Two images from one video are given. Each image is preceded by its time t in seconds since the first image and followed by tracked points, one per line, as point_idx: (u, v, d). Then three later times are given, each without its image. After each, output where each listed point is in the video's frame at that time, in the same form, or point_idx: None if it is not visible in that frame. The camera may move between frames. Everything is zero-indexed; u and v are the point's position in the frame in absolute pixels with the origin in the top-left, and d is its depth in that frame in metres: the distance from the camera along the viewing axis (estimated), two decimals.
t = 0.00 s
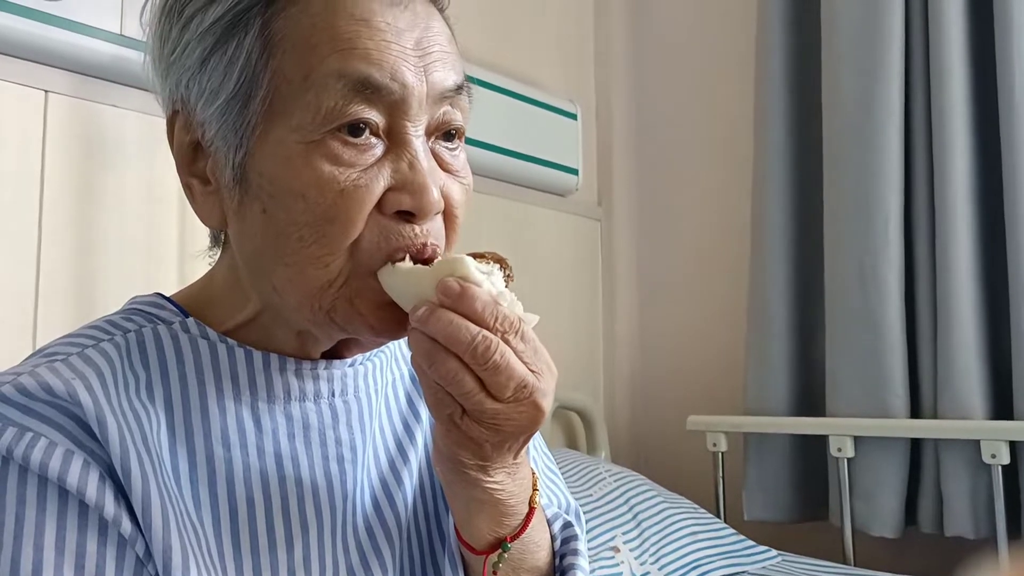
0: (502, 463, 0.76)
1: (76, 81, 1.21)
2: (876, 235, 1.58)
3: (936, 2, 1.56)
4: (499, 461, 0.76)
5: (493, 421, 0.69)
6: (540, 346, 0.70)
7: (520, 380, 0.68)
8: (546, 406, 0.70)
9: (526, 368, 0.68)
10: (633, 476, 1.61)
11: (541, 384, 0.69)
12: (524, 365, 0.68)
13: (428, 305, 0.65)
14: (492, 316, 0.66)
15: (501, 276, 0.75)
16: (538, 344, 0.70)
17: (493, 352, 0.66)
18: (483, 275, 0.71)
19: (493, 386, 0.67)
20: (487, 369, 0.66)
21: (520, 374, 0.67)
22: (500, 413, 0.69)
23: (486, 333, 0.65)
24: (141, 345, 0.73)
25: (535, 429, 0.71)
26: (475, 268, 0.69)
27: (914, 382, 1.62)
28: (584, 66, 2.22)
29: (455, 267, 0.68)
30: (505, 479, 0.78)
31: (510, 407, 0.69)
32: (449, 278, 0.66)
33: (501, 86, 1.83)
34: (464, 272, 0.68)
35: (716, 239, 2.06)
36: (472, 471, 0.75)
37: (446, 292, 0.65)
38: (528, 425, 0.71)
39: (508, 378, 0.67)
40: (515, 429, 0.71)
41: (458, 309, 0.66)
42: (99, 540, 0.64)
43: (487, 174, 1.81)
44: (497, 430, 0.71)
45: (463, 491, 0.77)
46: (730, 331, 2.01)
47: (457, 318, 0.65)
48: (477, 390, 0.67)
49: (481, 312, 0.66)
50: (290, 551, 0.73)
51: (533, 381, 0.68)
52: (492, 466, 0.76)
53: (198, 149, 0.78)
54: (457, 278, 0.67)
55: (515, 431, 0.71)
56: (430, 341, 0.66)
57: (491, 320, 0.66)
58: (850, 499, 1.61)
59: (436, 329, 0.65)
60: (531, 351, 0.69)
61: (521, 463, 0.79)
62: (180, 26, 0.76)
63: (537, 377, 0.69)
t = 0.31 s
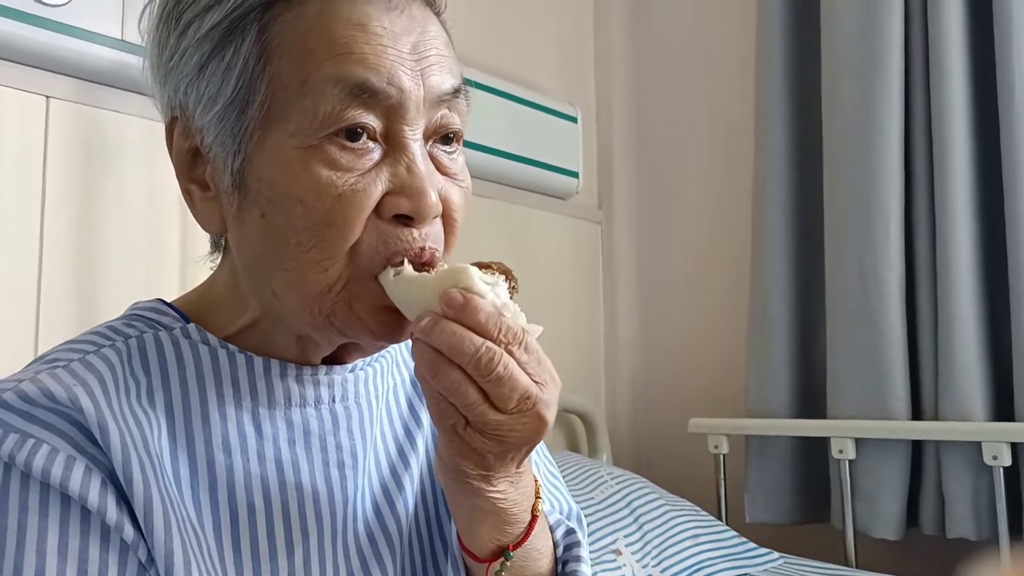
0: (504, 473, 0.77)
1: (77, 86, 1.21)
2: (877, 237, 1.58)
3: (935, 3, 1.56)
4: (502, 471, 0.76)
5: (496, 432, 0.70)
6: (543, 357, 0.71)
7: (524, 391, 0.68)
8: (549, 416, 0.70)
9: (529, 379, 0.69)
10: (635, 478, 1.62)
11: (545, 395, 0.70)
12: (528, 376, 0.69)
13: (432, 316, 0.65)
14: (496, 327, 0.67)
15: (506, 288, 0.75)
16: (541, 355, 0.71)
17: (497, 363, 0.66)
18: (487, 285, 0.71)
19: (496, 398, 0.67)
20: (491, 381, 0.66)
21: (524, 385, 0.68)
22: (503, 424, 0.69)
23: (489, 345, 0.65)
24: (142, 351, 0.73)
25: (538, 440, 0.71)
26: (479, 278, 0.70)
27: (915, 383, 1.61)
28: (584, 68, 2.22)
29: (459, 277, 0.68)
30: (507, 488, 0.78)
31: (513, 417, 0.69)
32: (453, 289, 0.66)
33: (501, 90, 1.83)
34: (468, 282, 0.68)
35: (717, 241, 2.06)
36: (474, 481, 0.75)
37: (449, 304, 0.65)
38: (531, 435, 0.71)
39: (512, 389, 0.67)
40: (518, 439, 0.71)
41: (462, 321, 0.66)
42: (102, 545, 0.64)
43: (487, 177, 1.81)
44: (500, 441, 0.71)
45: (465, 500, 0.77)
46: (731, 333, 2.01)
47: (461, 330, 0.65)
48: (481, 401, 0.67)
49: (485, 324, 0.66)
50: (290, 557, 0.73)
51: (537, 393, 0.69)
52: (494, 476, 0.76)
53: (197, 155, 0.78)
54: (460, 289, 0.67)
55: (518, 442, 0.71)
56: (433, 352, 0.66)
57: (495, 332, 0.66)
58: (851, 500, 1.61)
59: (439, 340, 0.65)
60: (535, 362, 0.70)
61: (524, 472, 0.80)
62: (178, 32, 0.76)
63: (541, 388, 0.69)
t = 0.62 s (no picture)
0: (513, 485, 0.77)
1: (80, 93, 1.22)
2: (878, 238, 1.58)
3: (935, 3, 1.56)
4: (510, 484, 0.76)
5: (505, 446, 0.70)
6: (552, 370, 0.71)
7: (533, 406, 0.68)
8: (558, 430, 0.70)
9: (538, 393, 0.69)
10: (638, 481, 1.62)
11: (553, 409, 0.70)
12: (536, 390, 0.69)
13: (441, 330, 0.66)
14: (505, 341, 0.66)
15: (516, 302, 0.74)
16: (550, 368, 0.71)
17: (506, 378, 0.66)
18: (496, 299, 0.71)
19: (505, 413, 0.68)
20: (499, 396, 0.66)
21: (532, 400, 0.68)
22: (512, 439, 0.69)
23: (498, 359, 0.66)
24: (148, 358, 0.73)
25: (547, 454, 0.72)
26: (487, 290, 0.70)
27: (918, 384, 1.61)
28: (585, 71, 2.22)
29: (467, 290, 0.68)
30: (515, 500, 0.78)
31: (522, 432, 0.69)
32: (461, 303, 0.66)
33: (501, 93, 1.84)
34: (476, 294, 0.68)
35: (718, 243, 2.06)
36: (484, 494, 0.76)
37: (457, 317, 0.65)
38: (540, 449, 0.71)
39: (521, 404, 0.67)
40: (528, 454, 0.71)
41: (470, 335, 0.66)
42: (109, 551, 0.64)
43: (488, 180, 1.81)
44: (510, 455, 0.71)
45: (474, 511, 0.78)
46: (733, 335, 2.01)
47: (469, 344, 0.65)
48: (490, 416, 0.67)
49: (493, 338, 0.66)
50: (294, 564, 0.73)
51: (546, 407, 0.69)
52: (504, 489, 0.76)
53: (199, 163, 0.79)
54: (469, 302, 0.67)
55: (528, 456, 0.71)
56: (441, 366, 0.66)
57: (503, 346, 0.66)
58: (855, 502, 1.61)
59: (447, 355, 0.65)
60: (544, 376, 0.70)
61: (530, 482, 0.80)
62: (179, 41, 0.76)
63: (550, 403, 0.69)
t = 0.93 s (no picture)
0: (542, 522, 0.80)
1: (80, 100, 1.22)
2: (878, 238, 1.59)
3: (932, 4, 1.57)
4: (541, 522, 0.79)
5: (542, 493, 0.73)
6: (584, 415, 0.74)
7: (571, 455, 0.71)
8: (592, 474, 0.73)
9: (575, 441, 0.72)
10: (640, 483, 1.62)
11: (588, 454, 0.73)
12: (573, 438, 0.72)
13: (479, 377, 0.68)
14: (545, 392, 0.70)
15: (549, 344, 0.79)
16: (584, 415, 0.74)
17: (546, 430, 0.69)
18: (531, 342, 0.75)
19: (544, 462, 0.71)
20: (539, 446, 0.69)
21: (570, 449, 0.71)
22: (549, 486, 0.72)
23: (539, 412, 0.69)
24: (151, 366, 0.74)
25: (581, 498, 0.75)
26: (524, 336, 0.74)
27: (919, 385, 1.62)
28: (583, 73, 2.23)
29: (507, 335, 0.73)
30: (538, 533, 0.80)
31: (559, 479, 0.72)
32: (501, 348, 0.69)
33: (499, 95, 1.84)
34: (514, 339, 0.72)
35: (718, 245, 2.06)
36: (513, 533, 0.79)
37: (498, 363, 0.68)
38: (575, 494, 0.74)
39: (560, 454, 0.70)
40: (564, 499, 0.74)
41: (507, 382, 0.69)
42: (114, 559, 0.64)
43: (487, 183, 1.82)
44: (545, 500, 0.74)
45: (502, 547, 0.80)
46: (733, 336, 2.02)
47: (510, 394, 0.68)
48: (530, 466, 0.70)
49: (533, 388, 0.69)
50: (298, 570, 0.74)
51: (581, 453, 0.72)
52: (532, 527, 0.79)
53: (200, 170, 0.79)
54: (507, 347, 0.70)
55: (563, 501, 0.74)
56: (481, 417, 0.69)
57: (543, 396, 0.70)
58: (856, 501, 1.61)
59: (488, 405, 0.68)
60: (579, 423, 0.73)
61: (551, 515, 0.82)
62: (182, 48, 0.77)
63: (586, 449, 0.72)
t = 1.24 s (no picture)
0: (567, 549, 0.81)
1: (79, 105, 1.22)
2: (874, 236, 1.59)
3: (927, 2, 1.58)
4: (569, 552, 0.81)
5: (577, 528, 0.74)
6: (617, 451, 0.75)
7: (609, 493, 0.72)
8: (623, 508, 0.75)
9: (613, 479, 0.73)
10: (640, 481, 1.63)
11: (622, 490, 0.74)
12: (611, 476, 0.73)
13: (525, 420, 0.68)
14: (589, 434, 0.70)
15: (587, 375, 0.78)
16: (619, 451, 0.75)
17: (590, 473, 0.70)
18: (575, 378, 0.75)
19: (583, 501, 0.72)
20: (581, 487, 0.70)
21: (610, 489, 0.72)
22: (585, 523, 0.74)
23: (584, 455, 0.70)
24: (156, 368, 0.74)
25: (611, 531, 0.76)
26: (566, 373, 0.74)
27: (917, 382, 1.62)
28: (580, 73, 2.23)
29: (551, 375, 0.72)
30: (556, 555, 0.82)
31: (594, 515, 0.74)
32: (550, 390, 0.69)
33: (497, 96, 1.84)
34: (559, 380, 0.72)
35: (716, 244, 2.07)
36: (539, 560, 0.80)
37: (547, 406, 0.68)
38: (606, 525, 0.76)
39: (599, 494, 0.72)
40: (597, 532, 0.76)
41: (554, 424, 0.69)
42: (120, 560, 0.65)
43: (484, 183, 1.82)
44: (580, 534, 0.75)
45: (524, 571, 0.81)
46: (731, 335, 2.03)
47: (557, 437, 0.69)
48: (570, 506, 0.72)
49: (579, 431, 0.70)
50: (304, 568, 0.74)
51: (618, 492, 0.73)
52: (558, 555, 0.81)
53: (209, 175, 0.79)
54: (554, 389, 0.70)
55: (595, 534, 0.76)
56: (527, 458, 0.70)
57: (587, 438, 0.70)
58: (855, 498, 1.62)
59: (536, 448, 0.68)
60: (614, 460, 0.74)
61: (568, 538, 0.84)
62: (196, 54, 0.77)
63: (624, 487, 0.74)
